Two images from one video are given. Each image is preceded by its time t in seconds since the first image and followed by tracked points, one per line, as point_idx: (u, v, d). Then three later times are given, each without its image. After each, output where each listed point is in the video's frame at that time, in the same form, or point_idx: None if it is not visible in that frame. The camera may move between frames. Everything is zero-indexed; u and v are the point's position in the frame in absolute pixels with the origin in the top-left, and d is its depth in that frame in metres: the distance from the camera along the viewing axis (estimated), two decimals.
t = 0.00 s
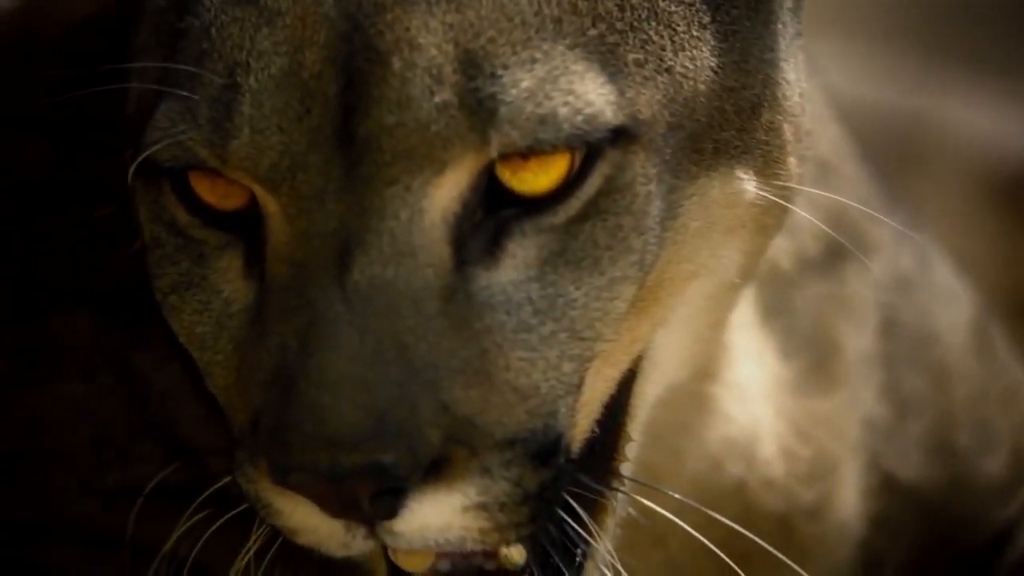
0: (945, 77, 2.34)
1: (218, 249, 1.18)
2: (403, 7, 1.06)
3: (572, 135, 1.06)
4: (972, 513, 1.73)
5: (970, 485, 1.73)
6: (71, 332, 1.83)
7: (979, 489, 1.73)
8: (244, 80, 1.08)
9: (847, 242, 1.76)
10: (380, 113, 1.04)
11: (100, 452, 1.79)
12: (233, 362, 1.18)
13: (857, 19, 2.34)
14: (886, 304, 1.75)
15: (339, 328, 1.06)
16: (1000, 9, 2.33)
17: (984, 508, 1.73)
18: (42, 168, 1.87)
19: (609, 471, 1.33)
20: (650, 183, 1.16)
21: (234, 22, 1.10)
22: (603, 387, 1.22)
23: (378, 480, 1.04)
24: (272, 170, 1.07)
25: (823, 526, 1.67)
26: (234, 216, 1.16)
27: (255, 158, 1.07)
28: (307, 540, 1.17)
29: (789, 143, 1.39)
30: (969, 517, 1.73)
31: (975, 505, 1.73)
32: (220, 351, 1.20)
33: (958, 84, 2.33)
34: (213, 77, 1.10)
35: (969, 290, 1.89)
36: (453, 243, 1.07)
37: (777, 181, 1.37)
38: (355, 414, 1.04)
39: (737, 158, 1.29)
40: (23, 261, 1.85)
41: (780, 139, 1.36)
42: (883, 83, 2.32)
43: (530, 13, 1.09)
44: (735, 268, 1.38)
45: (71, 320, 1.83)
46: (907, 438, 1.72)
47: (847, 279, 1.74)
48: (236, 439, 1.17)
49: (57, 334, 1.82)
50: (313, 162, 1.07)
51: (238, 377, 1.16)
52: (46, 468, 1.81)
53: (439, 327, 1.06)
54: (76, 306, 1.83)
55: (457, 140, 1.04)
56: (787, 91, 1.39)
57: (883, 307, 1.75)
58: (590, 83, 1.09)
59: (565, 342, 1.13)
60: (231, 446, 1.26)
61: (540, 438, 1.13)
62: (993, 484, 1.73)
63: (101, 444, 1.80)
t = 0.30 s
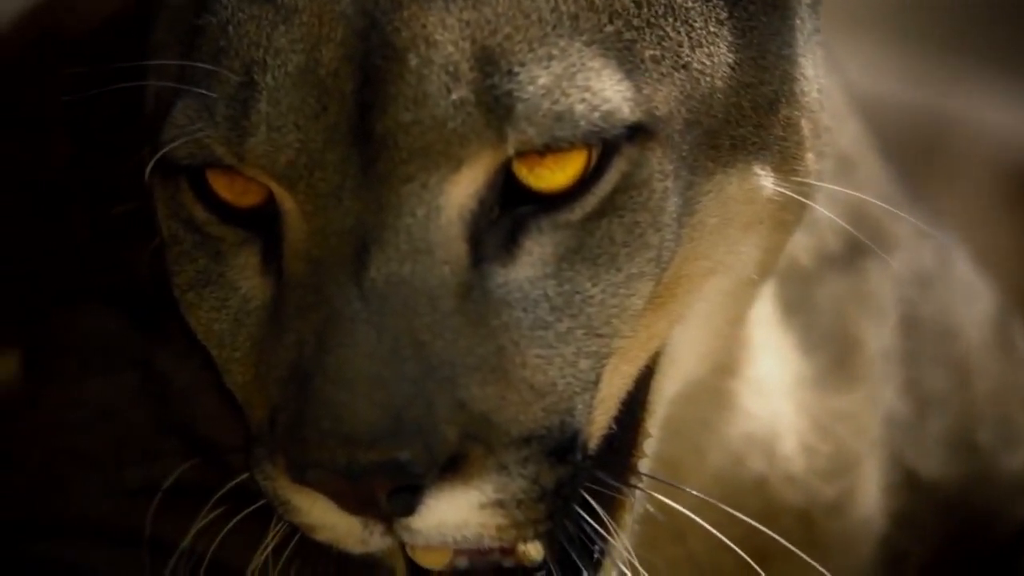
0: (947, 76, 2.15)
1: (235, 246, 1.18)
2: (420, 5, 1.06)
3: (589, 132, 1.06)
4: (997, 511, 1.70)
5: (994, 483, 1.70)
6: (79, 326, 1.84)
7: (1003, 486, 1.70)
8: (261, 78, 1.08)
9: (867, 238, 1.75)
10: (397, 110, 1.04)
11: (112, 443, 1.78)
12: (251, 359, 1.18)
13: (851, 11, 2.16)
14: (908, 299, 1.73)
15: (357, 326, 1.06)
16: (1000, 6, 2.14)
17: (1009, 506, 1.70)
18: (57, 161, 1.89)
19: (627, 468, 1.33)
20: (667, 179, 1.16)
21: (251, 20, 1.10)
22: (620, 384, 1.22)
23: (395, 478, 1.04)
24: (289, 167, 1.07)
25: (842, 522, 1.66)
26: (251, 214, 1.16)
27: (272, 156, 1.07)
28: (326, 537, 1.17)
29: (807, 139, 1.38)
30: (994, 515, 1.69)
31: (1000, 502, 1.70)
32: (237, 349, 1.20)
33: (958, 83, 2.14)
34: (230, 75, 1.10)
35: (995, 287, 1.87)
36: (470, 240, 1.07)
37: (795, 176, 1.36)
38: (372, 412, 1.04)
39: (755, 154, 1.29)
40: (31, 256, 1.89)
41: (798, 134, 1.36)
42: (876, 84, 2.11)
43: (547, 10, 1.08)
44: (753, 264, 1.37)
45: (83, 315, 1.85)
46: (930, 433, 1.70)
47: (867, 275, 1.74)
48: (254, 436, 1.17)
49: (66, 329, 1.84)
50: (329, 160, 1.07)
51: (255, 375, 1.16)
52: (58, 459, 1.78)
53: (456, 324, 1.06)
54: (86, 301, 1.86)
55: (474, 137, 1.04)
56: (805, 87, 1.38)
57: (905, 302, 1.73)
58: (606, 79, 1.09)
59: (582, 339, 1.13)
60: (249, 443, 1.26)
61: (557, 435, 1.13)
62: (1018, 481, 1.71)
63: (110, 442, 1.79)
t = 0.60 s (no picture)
0: (959, 79, 2.10)
1: (258, 243, 1.19)
2: (441, 2, 1.06)
3: (611, 129, 1.06)
4: None
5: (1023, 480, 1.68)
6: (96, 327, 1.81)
7: None
8: (283, 76, 1.08)
9: (893, 235, 1.75)
10: (419, 107, 1.05)
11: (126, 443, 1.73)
12: (274, 356, 1.19)
13: (854, 21, 2.04)
14: (934, 296, 1.73)
15: (379, 323, 1.06)
16: (1001, 5, 2.06)
17: None
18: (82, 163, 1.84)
19: (651, 465, 1.33)
20: (689, 175, 1.16)
21: (273, 18, 1.11)
22: (643, 380, 1.22)
23: (418, 475, 1.04)
24: (311, 165, 1.08)
25: (870, 518, 1.64)
26: (273, 211, 1.16)
27: (294, 153, 1.07)
28: (349, 534, 1.17)
29: (831, 135, 1.38)
30: None
31: None
32: (260, 346, 1.21)
33: (960, 87, 2.09)
34: (253, 72, 1.10)
35: None
36: (492, 237, 1.07)
37: (819, 172, 1.36)
38: (394, 409, 1.04)
39: (778, 149, 1.28)
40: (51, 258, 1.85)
41: (821, 130, 1.35)
42: (888, 95, 2.05)
43: (568, 7, 1.08)
44: (776, 260, 1.37)
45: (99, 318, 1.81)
46: (955, 430, 1.69)
47: (893, 271, 1.73)
48: (278, 432, 1.18)
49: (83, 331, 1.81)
50: (351, 157, 1.07)
51: (278, 372, 1.16)
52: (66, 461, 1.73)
53: (477, 320, 1.06)
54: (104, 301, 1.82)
55: (496, 134, 1.04)
56: (829, 82, 1.37)
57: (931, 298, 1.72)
58: (629, 75, 1.09)
59: (604, 336, 1.13)
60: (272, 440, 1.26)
61: (579, 432, 1.13)
62: None
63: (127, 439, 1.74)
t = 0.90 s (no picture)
0: (982, 75, 2.04)
1: (276, 241, 1.19)
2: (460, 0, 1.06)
3: (630, 127, 1.06)
4: None
5: None
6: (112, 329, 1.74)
7: None
8: (301, 75, 1.08)
9: (914, 231, 1.73)
10: (438, 106, 1.05)
11: (143, 441, 1.66)
12: (293, 353, 1.19)
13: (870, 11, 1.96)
14: (955, 295, 1.72)
15: (397, 321, 1.06)
16: (1001, 5, 2.03)
17: None
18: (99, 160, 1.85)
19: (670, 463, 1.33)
20: (708, 172, 1.15)
21: (292, 17, 1.11)
22: (662, 377, 1.22)
23: (437, 472, 1.04)
24: (329, 163, 1.08)
25: (893, 516, 1.63)
26: (292, 209, 1.16)
27: (313, 152, 1.08)
28: (368, 531, 1.18)
29: (850, 130, 1.37)
30: None
31: None
32: (280, 344, 1.21)
33: (976, 82, 2.03)
34: (271, 71, 1.10)
35: None
36: (510, 235, 1.07)
37: (839, 169, 1.35)
38: (413, 407, 1.04)
39: (797, 146, 1.28)
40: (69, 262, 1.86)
41: (841, 126, 1.34)
42: (911, 94, 1.99)
43: (587, 4, 1.08)
44: (796, 258, 1.37)
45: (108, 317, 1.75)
46: (978, 428, 1.67)
47: (915, 269, 1.72)
48: (297, 430, 1.18)
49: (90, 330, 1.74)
50: (369, 156, 1.07)
51: (298, 370, 1.17)
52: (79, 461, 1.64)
53: (496, 318, 1.06)
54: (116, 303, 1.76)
55: (514, 132, 1.04)
56: (849, 77, 1.37)
57: (952, 298, 1.71)
58: (647, 73, 1.08)
59: (623, 333, 1.13)
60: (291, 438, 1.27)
61: (597, 430, 1.13)
62: None
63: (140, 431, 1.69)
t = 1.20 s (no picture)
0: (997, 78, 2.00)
1: (295, 239, 1.19)
2: None
3: (649, 124, 1.05)
4: None
5: None
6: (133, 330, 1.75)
7: None
8: (320, 73, 1.08)
9: (935, 228, 1.72)
10: (456, 103, 1.05)
11: (164, 439, 1.67)
12: (312, 351, 1.19)
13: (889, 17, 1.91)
14: (978, 291, 1.70)
15: (416, 318, 1.06)
16: (1006, 5, 2.03)
17: None
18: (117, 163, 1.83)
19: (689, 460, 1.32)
20: (726, 170, 1.15)
21: (311, 16, 1.11)
22: (681, 375, 1.21)
23: (456, 468, 1.04)
24: (348, 161, 1.08)
25: (916, 514, 1.63)
26: (311, 207, 1.17)
27: (331, 149, 1.08)
28: (386, 528, 1.18)
29: (870, 128, 1.36)
30: None
31: None
32: (298, 341, 1.21)
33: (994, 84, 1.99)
34: (290, 69, 1.11)
35: None
36: (529, 233, 1.07)
37: (859, 167, 1.35)
38: (432, 404, 1.04)
39: (816, 143, 1.27)
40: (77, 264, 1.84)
41: (861, 123, 1.34)
42: (933, 100, 1.94)
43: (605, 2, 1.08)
44: (816, 255, 1.36)
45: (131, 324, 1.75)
46: (1001, 426, 1.66)
47: (938, 266, 1.70)
48: (316, 428, 1.18)
49: (117, 335, 1.76)
50: (387, 154, 1.07)
51: (317, 368, 1.17)
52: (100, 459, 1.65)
53: (514, 316, 1.06)
54: (142, 308, 1.76)
55: (533, 129, 1.04)
56: (869, 73, 1.36)
57: (975, 295, 1.70)
58: (666, 71, 1.08)
59: (641, 331, 1.13)
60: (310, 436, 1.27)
61: (616, 427, 1.13)
62: None
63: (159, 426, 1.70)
